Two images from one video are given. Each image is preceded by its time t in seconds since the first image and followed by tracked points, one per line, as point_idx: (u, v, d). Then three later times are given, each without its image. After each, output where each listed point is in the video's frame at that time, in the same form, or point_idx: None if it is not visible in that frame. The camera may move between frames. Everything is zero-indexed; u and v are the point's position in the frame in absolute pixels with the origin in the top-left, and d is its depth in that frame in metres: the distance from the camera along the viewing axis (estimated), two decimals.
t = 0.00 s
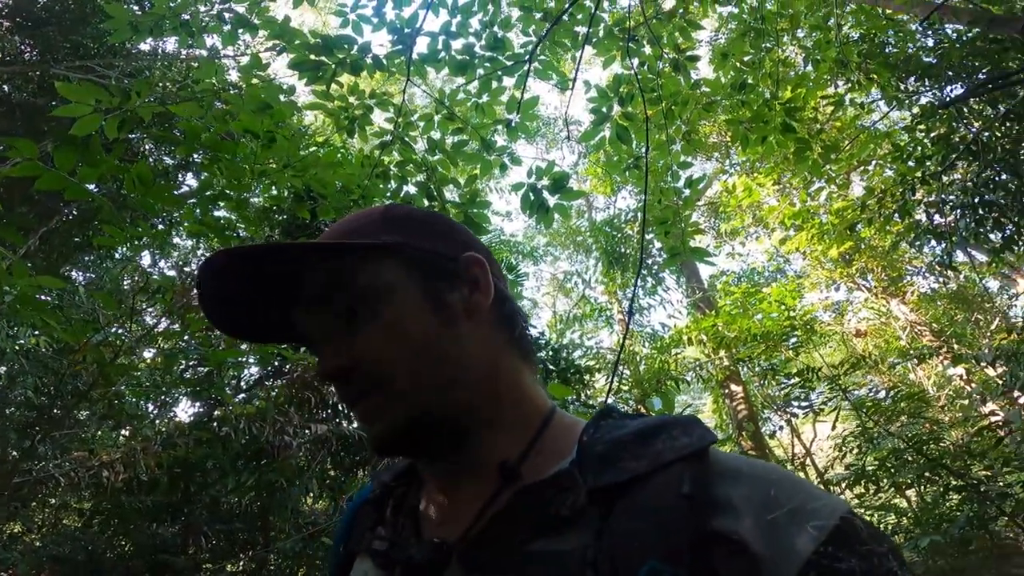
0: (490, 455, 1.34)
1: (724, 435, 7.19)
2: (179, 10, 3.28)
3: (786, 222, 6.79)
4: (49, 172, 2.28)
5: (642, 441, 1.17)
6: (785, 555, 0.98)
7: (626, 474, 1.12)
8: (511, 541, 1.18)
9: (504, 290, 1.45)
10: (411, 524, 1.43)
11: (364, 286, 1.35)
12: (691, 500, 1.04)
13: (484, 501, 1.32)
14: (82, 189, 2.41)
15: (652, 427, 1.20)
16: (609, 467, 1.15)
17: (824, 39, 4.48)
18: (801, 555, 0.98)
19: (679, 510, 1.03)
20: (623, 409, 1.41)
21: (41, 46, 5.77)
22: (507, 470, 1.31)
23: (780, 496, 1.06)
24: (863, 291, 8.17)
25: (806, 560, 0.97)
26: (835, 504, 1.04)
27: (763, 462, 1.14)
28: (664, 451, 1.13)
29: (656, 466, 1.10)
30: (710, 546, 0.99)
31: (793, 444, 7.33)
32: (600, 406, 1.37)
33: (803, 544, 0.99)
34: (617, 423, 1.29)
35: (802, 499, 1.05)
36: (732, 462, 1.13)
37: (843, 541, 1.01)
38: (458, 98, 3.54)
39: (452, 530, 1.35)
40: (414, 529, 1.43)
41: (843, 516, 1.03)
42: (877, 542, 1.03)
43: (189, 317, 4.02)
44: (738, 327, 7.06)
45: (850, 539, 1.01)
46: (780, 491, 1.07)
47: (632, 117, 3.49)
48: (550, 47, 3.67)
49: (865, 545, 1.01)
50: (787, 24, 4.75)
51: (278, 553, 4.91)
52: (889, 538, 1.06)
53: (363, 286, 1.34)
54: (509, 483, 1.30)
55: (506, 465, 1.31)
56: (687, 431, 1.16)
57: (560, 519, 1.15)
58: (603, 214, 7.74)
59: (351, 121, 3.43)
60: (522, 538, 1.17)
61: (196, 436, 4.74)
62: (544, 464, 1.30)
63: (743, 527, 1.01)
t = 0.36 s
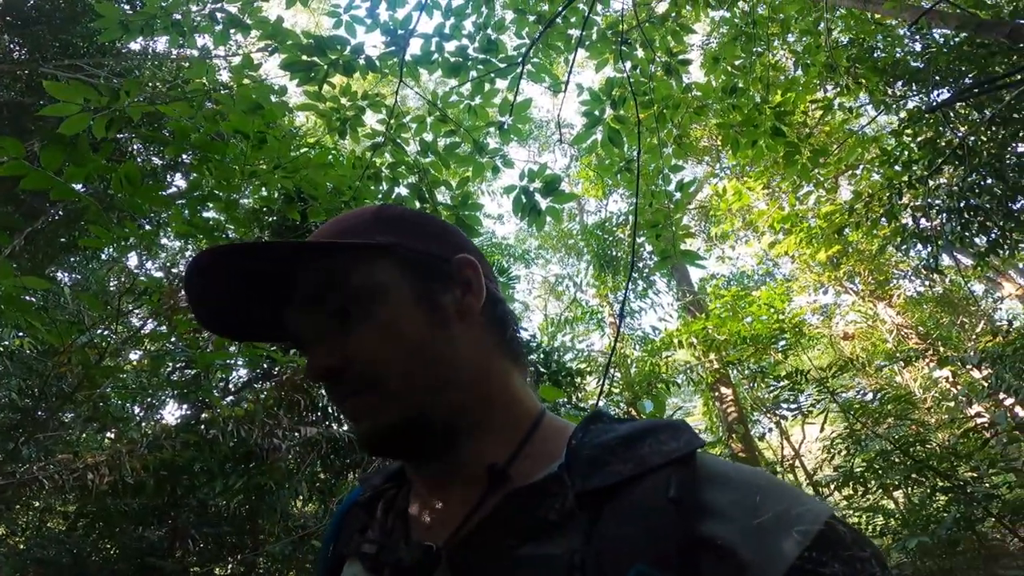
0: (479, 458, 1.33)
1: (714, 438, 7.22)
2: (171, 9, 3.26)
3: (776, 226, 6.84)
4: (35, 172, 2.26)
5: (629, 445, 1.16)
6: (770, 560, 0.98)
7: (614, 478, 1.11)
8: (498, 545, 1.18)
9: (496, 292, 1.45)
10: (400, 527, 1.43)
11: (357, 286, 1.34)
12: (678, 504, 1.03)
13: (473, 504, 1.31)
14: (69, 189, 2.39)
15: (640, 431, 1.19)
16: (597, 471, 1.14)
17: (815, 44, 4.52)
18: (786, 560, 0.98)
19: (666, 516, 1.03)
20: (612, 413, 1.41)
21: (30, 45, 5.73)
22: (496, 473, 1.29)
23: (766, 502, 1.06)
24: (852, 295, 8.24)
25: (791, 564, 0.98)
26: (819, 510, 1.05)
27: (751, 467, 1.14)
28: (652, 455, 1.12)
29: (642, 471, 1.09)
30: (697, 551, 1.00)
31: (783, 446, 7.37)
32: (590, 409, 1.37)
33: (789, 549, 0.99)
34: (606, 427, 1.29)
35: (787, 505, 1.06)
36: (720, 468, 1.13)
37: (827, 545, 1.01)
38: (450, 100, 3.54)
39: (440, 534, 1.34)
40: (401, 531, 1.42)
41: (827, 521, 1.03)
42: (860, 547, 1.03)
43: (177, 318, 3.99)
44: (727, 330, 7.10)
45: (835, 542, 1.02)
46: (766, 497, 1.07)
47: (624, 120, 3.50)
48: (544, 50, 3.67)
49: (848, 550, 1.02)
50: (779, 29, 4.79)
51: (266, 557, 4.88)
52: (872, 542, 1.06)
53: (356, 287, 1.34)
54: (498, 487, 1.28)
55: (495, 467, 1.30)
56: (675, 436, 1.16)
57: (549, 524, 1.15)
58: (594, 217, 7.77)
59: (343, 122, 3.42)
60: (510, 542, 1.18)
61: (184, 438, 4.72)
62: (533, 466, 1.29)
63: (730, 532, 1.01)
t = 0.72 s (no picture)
0: (473, 459, 1.33)
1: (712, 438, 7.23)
2: (169, 9, 3.25)
3: (774, 226, 6.86)
4: (34, 172, 2.25)
5: (623, 448, 1.16)
6: (762, 562, 0.98)
7: (607, 481, 1.11)
8: (493, 547, 1.18)
9: (490, 295, 1.46)
10: (394, 529, 1.43)
11: (354, 286, 1.35)
12: (671, 506, 1.03)
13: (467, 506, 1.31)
14: (66, 189, 2.38)
15: (633, 434, 1.19)
16: (591, 473, 1.15)
17: (812, 45, 4.53)
18: (778, 561, 0.98)
19: (659, 519, 1.02)
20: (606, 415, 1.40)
21: (26, 45, 5.71)
22: (491, 474, 1.28)
23: (758, 503, 1.06)
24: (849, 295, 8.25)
25: (782, 565, 0.98)
26: (810, 511, 1.06)
27: (743, 469, 1.15)
28: (645, 457, 1.12)
29: (636, 474, 1.09)
30: (689, 554, 0.99)
31: (781, 446, 7.38)
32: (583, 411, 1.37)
33: (780, 550, 0.99)
34: (600, 430, 1.28)
35: (779, 506, 1.06)
36: (713, 470, 1.12)
37: (818, 546, 1.01)
38: (449, 100, 3.54)
39: (434, 535, 1.33)
40: (395, 532, 1.42)
41: (819, 523, 1.04)
42: (851, 547, 1.05)
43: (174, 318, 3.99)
44: (726, 331, 7.11)
45: (826, 543, 1.02)
46: (759, 498, 1.07)
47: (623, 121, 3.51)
48: (542, 50, 3.67)
49: (839, 551, 1.02)
50: (777, 30, 4.79)
51: (265, 558, 4.89)
52: (861, 543, 1.08)
53: (354, 287, 1.34)
54: (493, 488, 1.27)
55: (490, 469, 1.29)
56: (669, 437, 1.15)
57: (543, 526, 1.15)
58: (592, 218, 7.78)
59: (341, 123, 3.43)
60: (505, 543, 1.17)
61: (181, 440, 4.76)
62: (527, 467, 1.28)
63: (723, 533, 1.00)
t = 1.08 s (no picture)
0: (483, 458, 1.34)
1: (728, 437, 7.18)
2: (185, 8, 3.28)
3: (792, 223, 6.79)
4: (56, 170, 2.29)
5: (633, 448, 1.17)
6: (773, 563, 0.97)
7: (617, 480, 1.12)
8: (504, 547, 1.18)
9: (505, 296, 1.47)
10: (404, 527, 1.44)
11: (372, 280, 1.36)
12: (680, 507, 1.04)
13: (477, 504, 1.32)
14: (87, 186, 2.42)
15: (644, 434, 1.19)
16: (601, 473, 1.15)
17: (831, 39, 4.47)
18: (788, 562, 0.97)
19: (668, 520, 1.03)
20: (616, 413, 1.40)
21: (49, 45, 5.79)
22: (501, 473, 1.30)
23: (769, 504, 1.06)
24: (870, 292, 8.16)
25: (792, 567, 0.96)
26: (821, 513, 1.05)
27: (756, 470, 1.15)
28: (656, 457, 1.13)
29: (645, 474, 1.10)
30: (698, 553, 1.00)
31: (798, 445, 7.32)
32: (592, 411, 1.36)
33: (790, 551, 0.99)
34: (610, 430, 1.28)
35: (789, 508, 1.05)
36: (724, 470, 1.13)
37: (829, 548, 1.00)
38: (462, 97, 3.55)
39: (443, 532, 1.34)
40: (405, 530, 1.42)
41: (830, 525, 1.03)
42: (863, 550, 1.03)
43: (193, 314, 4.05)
44: (742, 329, 7.06)
45: (837, 546, 1.01)
46: (769, 499, 1.07)
47: (637, 117, 3.49)
48: (555, 46, 3.66)
49: (851, 553, 1.01)
50: (795, 25, 4.73)
51: (279, 551, 4.97)
52: (874, 546, 1.07)
53: (372, 282, 1.35)
54: (502, 487, 1.29)
55: (500, 468, 1.30)
56: (679, 437, 1.15)
57: (554, 526, 1.15)
58: (607, 214, 7.75)
59: (355, 120, 3.45)
60: (514, 541, 1.17)
61: (200, 434, 4.84)
62: (537, 468, 1.29)
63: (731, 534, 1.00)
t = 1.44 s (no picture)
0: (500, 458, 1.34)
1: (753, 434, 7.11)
2: (209, 8, 3.34)
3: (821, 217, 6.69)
4: (90, 170, 2.36)
5: (649, 449, 1.16)
6: (788, 565, 0.96)
7: (632, 481, 1.11)
8: (519, 547, 1.17)
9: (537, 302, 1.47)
10: (422, 526, 1.44)
11: (412, 271, 1.37)
12: (695, 508, 1.04)
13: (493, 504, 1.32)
14: (120, 184, 2.47)
15: (659, 435, 1.18)
16: (616, 473, 1.14)
17: (860, 30, 4.36)
18: (802, 564, 0.96)
19: (683, 521, 1.03)
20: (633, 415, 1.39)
21: (79, 46, 5.99)
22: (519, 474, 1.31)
23: (785, 507, 1.04)
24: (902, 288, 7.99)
25: (806, 569, 0.95)
26: (838, 516, 1.03)
27: (774, 472, 1.12)
28: (671, 458, 1.12)
29: (661, 475, 1.09)
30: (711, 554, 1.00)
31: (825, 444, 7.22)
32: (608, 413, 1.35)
33: (805, 553, 0.97)
34: (626, 431, 1.26)
35: (806, 511, 1.03)
36: (741, 472, 1.11)
37: (847, 552, 0.97)
38: (482, 93, 3.56)
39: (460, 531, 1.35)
40: (425, 528, 1.43)
41: (849, 529, 1.00)
42: (882, 554, 1.00)
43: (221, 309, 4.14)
44: (769, 325, 6.97)
45: (857, 550, 0.98)
46: (786, 501, 1.05)
47: (659, 111, 3.47)
48: (574, 41, 3.65)
49: (869, 558, 0.98)
50: (822, 16, 4.63)
51: (301, 544, 5.21)
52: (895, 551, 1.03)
53: (411, 272, 1.36)
54: (520, 488, 1.29)
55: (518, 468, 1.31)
56: (696, 439, 1.14)
57: (568, 526, 1.14)
58: (629, 209, 7.69)
59: (376, 116, 3.49)
60: (529, 540, 1.17)
61: (228, 427, 4.98)
62: (554, 467, 1.29)
63: (745, 536, 1.00)
